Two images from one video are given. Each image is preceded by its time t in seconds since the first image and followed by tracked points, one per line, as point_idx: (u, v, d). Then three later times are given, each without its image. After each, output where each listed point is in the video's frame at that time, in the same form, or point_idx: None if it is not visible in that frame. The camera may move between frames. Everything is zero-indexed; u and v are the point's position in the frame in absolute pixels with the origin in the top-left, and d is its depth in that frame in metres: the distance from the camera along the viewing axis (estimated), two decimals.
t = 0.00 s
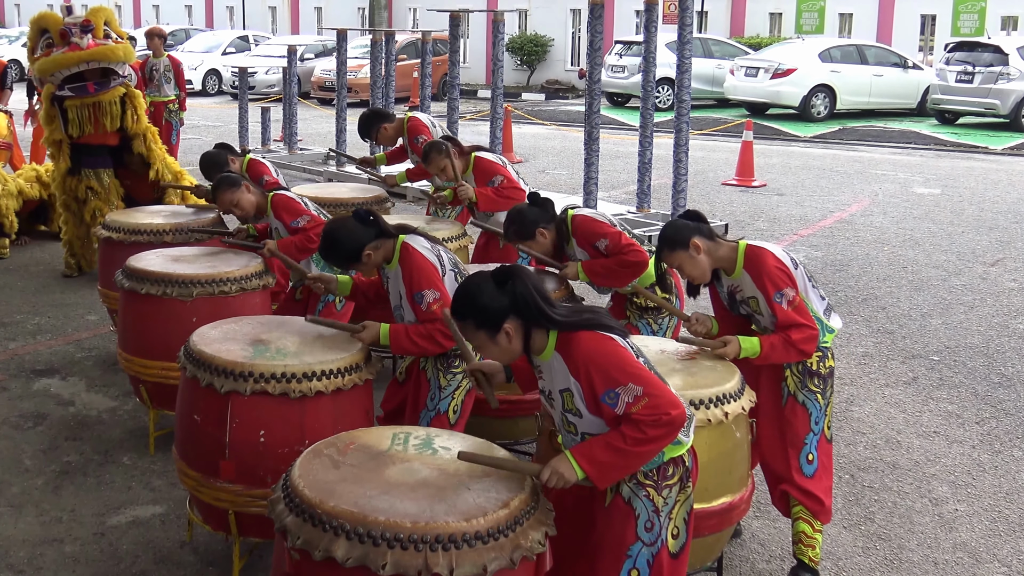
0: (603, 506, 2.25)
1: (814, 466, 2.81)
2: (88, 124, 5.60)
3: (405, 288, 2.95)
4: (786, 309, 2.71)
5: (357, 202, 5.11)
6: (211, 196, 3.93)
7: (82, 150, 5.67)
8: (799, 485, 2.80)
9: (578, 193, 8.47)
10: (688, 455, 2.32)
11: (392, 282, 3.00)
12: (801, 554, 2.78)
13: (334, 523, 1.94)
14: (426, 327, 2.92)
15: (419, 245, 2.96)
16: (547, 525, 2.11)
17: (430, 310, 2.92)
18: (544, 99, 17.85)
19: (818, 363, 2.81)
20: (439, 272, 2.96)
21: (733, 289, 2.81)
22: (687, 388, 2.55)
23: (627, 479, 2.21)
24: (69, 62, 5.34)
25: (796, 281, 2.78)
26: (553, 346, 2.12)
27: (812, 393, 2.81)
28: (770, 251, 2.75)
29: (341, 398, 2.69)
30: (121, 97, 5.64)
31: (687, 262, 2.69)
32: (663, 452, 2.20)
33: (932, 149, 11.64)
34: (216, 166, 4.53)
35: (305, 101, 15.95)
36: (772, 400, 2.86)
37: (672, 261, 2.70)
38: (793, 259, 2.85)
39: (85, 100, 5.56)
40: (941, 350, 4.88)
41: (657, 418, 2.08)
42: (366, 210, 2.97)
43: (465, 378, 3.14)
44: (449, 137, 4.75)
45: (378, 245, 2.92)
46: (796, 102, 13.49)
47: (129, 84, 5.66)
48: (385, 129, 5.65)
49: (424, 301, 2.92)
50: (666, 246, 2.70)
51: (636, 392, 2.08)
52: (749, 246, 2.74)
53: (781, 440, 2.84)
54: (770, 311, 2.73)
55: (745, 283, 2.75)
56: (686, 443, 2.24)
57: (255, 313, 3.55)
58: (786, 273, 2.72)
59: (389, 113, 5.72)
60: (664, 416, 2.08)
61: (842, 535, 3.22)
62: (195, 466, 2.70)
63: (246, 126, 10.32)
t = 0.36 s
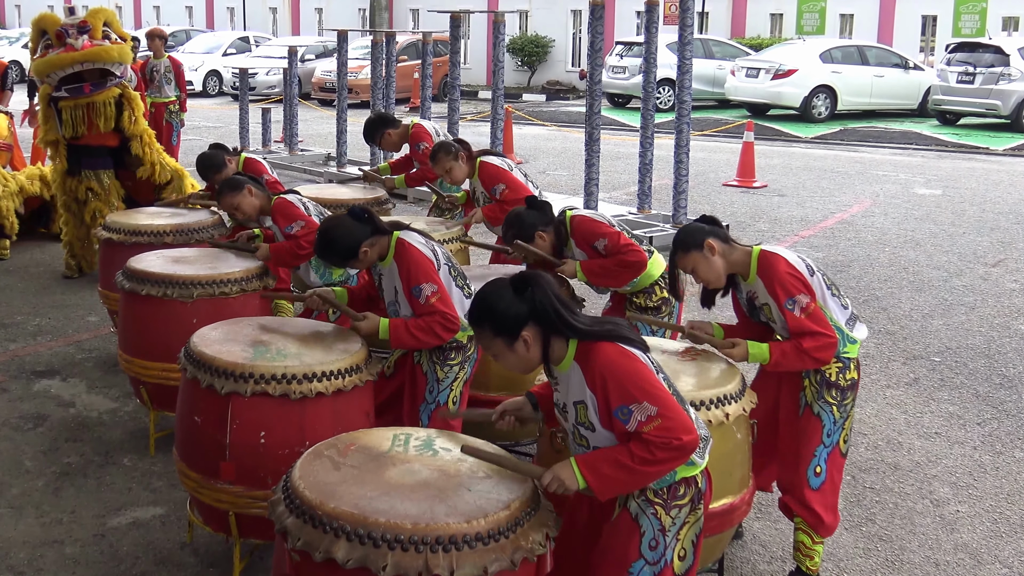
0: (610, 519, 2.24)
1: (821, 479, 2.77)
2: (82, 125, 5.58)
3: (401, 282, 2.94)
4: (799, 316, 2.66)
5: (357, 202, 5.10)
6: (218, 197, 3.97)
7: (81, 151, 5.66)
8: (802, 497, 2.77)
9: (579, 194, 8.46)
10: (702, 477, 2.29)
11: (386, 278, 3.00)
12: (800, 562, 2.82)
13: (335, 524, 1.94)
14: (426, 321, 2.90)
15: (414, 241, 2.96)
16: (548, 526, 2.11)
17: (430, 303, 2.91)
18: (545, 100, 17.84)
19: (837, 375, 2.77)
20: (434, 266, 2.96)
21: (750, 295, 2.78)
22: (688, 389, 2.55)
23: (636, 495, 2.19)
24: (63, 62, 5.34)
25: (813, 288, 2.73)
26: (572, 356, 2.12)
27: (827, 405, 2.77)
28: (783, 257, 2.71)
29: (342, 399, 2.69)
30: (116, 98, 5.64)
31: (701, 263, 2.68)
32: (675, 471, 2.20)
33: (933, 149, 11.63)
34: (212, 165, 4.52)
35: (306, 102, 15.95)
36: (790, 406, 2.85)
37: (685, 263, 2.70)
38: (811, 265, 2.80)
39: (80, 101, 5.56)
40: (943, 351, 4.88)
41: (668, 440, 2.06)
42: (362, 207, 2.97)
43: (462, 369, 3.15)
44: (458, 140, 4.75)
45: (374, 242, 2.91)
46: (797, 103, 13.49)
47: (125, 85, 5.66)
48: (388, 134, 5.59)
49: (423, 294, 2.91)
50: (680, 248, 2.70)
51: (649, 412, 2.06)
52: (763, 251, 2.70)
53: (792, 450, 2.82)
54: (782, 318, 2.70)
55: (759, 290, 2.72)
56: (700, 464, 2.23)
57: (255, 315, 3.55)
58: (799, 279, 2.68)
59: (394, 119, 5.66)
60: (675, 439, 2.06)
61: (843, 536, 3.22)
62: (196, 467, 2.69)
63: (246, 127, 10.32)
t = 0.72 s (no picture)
0: (609, 522, 2.23)
1: (823, 493, 2.78)
2: (80, 125, 5.56)
3: (397, 281, 2.95)
4: (811, 331, 2.64)
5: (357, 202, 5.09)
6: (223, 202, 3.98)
7: (82, 152, 5.66)
8: (802, 510, 2.78)
9: (579, 195, 8.46)
10: (705, 485, 2.25)
11: (379, 277, 3.00)
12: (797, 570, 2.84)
13: (335, 525, 1.94)
14: (421, 318, 2.93)
15: (408, 240, 2.97)
16: (549, 528, 2.11)
17: (425, 301, 2.93)
18: (545, 100, 17.85)
19: (846, 391, 2.75)
20: (429, 264, 2.97)
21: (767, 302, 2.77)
22: (688, 390, 2.56)
23: (635, 500, 2.18)
24: (60, 62, 5.34)
25: (830, 303, 2.71)
26: (578, 357, 2.12)
27: (833, 419, 2.76)
28: (801, 269, 2.70)
29: (342, 400, 2.69)
30: (114, 98, 5.62)
31: (720, 263, 2.66)
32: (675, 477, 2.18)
33: (934, 150, 11.63)
34: (213, 166, 4.53)
35: (306, 103, 15.96)
36: (796, 416, 2.84)
37: (703, 263, 2.67)
38: (832, 279, 2.77)
39: (76, 102, 5.54)
40: (943, 351, 4.88)
41: (669, 447, 2.06)
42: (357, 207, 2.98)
43: (458, 366, 3.14)
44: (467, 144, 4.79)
45: (371, 241, 2.91)
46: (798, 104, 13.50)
47: (123, 85, 5.64)
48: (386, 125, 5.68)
49: (419, 293, 2.93)
50: (700, 246, 2.67)
51: (652, 418, 2.06)
52: (783, 260, 2.69)
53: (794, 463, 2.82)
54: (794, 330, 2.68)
55: (774, 299, 2.70)
56: (702, 473, 2.22)
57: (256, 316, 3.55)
58: (815, 294, 2.66)
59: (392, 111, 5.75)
60: (676, 447, 2.06)
61: (844, 537, 3.22)
62: (196, 468, 2.69)
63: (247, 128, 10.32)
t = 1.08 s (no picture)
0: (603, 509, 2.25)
1: (821, 499, 2.78)
2: (82, 126, 5.56)
3: (396, 283, 2.96)
4: (815, 338, 2.64)
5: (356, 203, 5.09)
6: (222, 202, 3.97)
7: (83, 153, 5.67)
8: (800, 515, 2.78)
9: (579, 197, 8.46)
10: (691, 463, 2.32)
11: (376, 279, 3.00)
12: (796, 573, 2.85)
13: (336, 526, 1.94)
14: (421, 320, 2.93)
15: (406, 241, 2.97)
16: (549, 528, 2.11)
17: (425, 303, 2.94)
18: (546, 101, 17.84)
19: (846, 397, 2.75)
20: (428, 266, 2.98)
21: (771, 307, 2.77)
22: (688, 390, 2.55)
23: (630, 483, 2.20)
24: (59, 64, 5.34)
25: (834, 311, 2.71)
26: (567, 343, 2.14)
27: (833, 425, 2.76)
28: (806, 275, 2.70)
29: (342, 400, 2.69)
30: (114, 99, 5.59)
31: (725, 267, 2.65)
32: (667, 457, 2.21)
33: (935, 152, 11.62)
34: (218, 164, 4.55)
35: (307, 104, 15.96)
36: (797, 421, 2.84)
37: (708, 266, 2.67)
38: (836, 286, 2.77)
39: (75, 102, 5.53)
40: (944, 353, 4.88)
41: (665, 425, 2.07)
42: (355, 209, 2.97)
43: (455, 366, 3.18)
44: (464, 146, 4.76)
45: (369, 243, 2.91)
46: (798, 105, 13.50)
47: (123, 85, 5.62)
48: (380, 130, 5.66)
49: (418, 294, 2.94)
50: (705, 250, 2.67)
51: (647, 396, 2.07)
52: (787, 266, 2.70)
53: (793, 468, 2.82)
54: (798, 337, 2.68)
55: (778, 304, 2.71)
56: (690, 451, 2.25)
57: (256, 317, 3.55)
58: (819, 301, 2.66)
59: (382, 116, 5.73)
60: (673, 423, 2.07)
61: (844, 538, 3.22)
62: (197, 468, 2.69)
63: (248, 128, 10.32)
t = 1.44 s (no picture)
0: (595, 503, 2.24)
1: (823, 497, 2.77)
2: (85, 126, 5.57)
3: (397, 284, 2.96)
4: (813, 338, 2.63)
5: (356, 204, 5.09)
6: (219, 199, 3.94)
7: (84, 154, 5.67)
8: (802, 514, 2.78)
9: (579, 198, 8.46)
10: (678, 449, 2.32)
11: (378, 280, 3.01)
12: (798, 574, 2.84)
13: (337, 527, 1.94)
14: (424, 322, 2.93)
15: (409, 243, 2.98)
16: (550, 529, 2.11)
17: (428, 305, 2.94)
18: (546, 103, 17.86)
19: (847, 395, 2.75)
20: (430, 268, 2.98)
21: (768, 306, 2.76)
22: (688, 392, 2.55)
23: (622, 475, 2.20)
24: (63, 64, 5.35)
25: (831, 309, 2.70)
26: (554, 335, 2.14)
27: (834, 423, 2.76)
28: (804, 275, 2.69)
29: (343, 401, 2.69)
30: (117, 99, 5.60)
31: (723, 268, 2.65)
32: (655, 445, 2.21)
33: (936, 153, 11.62)
34: (217, 167, 4.54)
35: (308, 105, 15.97)
36: (797, 421, 2.84)
37: (705, 268, 2.66)
38: (833, 284, 2.77)
39: (80, 103, 5.54)
40: (945, 354, 4.88)
41: (656, 410, 2.08)
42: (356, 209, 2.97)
43: (455, 367, 3.18)
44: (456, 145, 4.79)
45: (371, 244, 2.92)
46: (799, 106, 13.50)
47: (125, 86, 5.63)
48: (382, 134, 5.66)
49: (421, 295, 2.93)
50: (702, 252, 2.66)
51: (636, 383, 2.08)
52: (784, 266, 2.69)
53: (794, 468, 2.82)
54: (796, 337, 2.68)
55: (775, 305, 2.70)
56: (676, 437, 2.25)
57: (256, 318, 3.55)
58: (817, 301, 2.66)
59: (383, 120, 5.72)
60: (664, 408, 2.08)
61: (845, 540, 3.22)
62: (197, 469, 2.69)
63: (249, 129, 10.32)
